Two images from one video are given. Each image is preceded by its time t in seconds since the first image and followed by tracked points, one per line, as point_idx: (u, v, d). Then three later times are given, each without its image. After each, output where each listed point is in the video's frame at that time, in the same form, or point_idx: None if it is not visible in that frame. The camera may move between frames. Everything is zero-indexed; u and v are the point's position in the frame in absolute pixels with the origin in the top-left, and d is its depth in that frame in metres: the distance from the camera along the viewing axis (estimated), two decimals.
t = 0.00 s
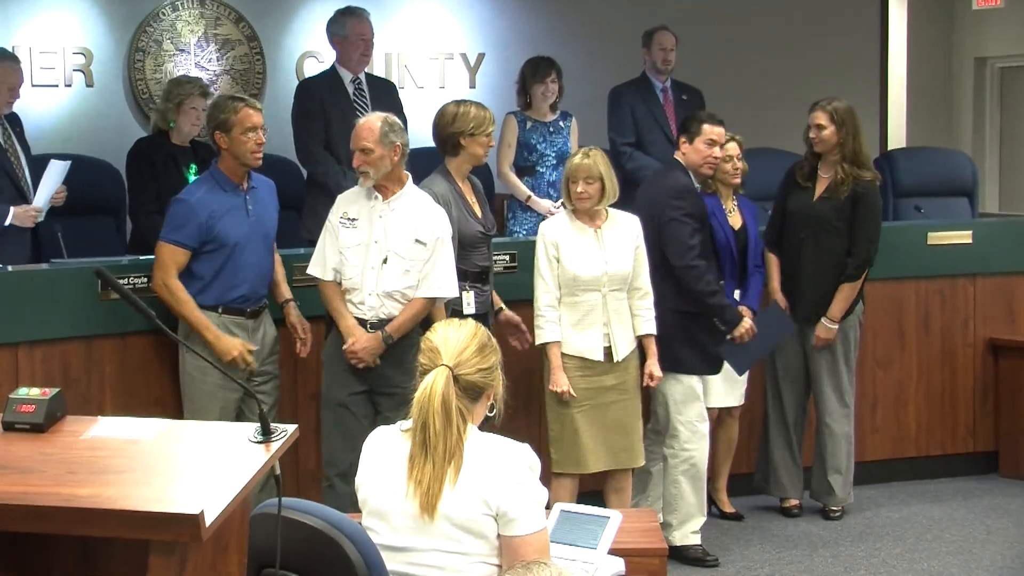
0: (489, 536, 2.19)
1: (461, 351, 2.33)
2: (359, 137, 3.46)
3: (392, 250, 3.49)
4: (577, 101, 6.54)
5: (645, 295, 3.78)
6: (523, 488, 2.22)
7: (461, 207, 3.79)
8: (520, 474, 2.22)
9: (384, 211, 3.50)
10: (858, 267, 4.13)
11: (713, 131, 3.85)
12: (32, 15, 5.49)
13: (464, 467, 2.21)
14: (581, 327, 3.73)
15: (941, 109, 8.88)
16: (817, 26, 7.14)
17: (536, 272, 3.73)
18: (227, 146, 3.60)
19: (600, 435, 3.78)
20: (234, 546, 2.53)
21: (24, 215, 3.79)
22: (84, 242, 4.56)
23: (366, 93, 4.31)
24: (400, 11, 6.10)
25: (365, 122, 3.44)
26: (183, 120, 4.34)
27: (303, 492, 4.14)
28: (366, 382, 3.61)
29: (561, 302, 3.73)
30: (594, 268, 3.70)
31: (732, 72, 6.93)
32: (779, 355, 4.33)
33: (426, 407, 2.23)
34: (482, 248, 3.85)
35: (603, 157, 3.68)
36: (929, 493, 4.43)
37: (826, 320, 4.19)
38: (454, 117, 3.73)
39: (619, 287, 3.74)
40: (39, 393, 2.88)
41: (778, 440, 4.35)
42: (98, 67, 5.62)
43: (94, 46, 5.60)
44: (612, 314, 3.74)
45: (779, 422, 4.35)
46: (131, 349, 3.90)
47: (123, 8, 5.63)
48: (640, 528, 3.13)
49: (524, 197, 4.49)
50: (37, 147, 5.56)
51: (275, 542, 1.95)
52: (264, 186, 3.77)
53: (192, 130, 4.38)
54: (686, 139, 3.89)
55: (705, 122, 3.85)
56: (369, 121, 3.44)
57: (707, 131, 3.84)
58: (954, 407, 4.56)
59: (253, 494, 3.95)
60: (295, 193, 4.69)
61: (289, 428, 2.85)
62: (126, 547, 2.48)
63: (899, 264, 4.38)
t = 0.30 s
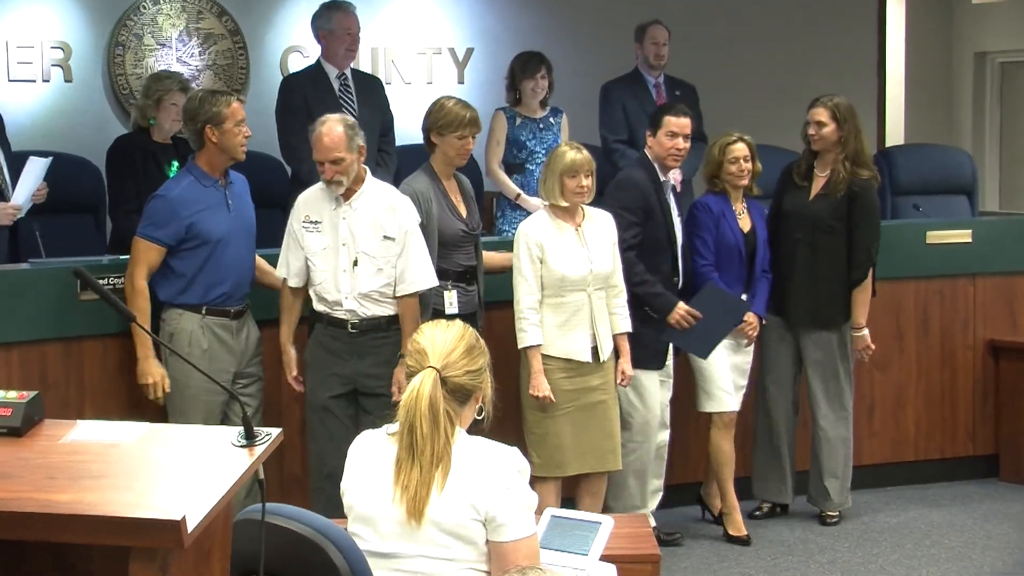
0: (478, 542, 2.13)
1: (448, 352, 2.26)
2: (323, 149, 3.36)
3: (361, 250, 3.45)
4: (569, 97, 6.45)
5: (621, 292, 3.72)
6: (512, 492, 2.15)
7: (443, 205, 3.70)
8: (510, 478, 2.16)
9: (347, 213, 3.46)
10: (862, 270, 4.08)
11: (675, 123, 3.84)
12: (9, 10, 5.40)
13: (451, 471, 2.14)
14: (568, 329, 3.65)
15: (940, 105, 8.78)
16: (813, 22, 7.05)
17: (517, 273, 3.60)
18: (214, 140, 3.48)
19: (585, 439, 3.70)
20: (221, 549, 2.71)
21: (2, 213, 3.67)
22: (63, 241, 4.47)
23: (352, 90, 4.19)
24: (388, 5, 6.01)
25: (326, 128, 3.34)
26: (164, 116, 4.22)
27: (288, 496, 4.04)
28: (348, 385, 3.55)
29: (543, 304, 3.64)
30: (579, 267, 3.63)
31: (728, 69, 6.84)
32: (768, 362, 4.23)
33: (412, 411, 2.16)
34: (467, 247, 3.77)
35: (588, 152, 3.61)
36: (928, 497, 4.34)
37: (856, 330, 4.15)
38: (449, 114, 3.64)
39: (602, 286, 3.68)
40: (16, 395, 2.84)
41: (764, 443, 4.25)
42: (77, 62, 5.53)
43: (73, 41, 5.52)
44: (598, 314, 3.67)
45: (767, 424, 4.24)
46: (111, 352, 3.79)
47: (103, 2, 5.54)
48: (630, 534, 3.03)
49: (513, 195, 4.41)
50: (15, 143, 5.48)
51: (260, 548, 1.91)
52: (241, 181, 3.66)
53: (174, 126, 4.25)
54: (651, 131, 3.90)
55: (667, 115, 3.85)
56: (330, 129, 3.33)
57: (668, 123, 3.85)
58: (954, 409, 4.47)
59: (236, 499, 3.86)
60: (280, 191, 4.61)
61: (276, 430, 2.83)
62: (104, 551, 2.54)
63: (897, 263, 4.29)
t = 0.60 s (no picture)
0: (470, 550, 2.03)
1: (440, 356, 2.17)
2: (304, 151, 3.30)
3: (341, 252, 3.40)
4: (564, 95, 6.36)
5: (618, 291, 3.67)
6: (506, 499, 2.06)
7: (434, 205, 3.61)
8: (503, 484, 2.07)
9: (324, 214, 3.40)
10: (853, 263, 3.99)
11: (632, 120, 3.72)
12: None
13: (444, 476, 2.05)
14: (557, 329, 3.56)
15: (942, 102, 8.69)
16: (812, 18, 6.96)
17: (506, 276, 3.53)
18: (202, 137, 3.38)
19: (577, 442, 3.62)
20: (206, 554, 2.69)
21: None
22: (46, 242, 4.39)
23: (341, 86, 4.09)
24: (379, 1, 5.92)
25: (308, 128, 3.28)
26: (144, 113, 4.14)
27: (276, 503, 3.95)
28: (330, 390, 3.49)
29: (532, 304, 3.55)
30: (568, 267, 3.54)
31: (726, 66, 6.75)
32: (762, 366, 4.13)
33: (404, 418, 2.07)
34: (459, 249, 3.67)
35: (578, 150, 3.54)
36: (931, 504, 4.25)
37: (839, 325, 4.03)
38: (444, 115, 3.54)
39: (593, 286, 3.59)
40: None
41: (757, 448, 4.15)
42: (59, 59, 5.44)
43: (55, 37, 5.43)
44: (588, 315, 3.59)
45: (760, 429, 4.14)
46: (94, 355, 3.69)
47: None
48: (626, 542, 2.94)
49: (506, 194, 4.33)
50: None
51: (247, 555, 1.86)
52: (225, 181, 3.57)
53: (155, 123, 4.16)
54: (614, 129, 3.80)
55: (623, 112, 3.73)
56: (315, 127, 3.28)
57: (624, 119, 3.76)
58: (958, 414, 4.38)
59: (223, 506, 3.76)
60: (268, 190, 4.52)
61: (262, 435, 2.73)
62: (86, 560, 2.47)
63: (898, 264, 4.20)
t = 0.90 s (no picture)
0: (462, 557, 1.95)
1: (431, 359, 2.07)
2: (309, 142, 3.26)
3: (331, 251, 3.32)
4: (558, 92, 6.26)
5: (600, 294, 3.60)
6: (500, 506, 1.97)
7: (430, 205, 3.52)
8: (496, 491, 1.98)
9: (317, 212, 3.33)
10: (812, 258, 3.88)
11: (592, 119, 3.71)
12: None
13: (434, 484, 1.96)
14: (540, 331, 3.49)
15: (944, 99, 8.59)
16: (811, 14, 6.87)
17: (489, 277, 3.46)
18: (187, 137, 3.29)
19: (563, 446, 3.55)
20: (188, 568, 2.63)
21: None
22: (27, 242, 4.29)
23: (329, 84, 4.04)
24: None
25: (314, 118, 3.24)
26: (126, 110, 4.06)
27: (264, 509, 3.86)
28: (313, 394, 3.41)
29: (515, 305, 3.48)
30: (553, 268, 3.47)
31: (723, 63, 6.66)
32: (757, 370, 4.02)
33: (394, 421, 1.98)
34: (454, 251, 3.58)
35: (562, 147, 3.49)
36: (933, 510, 4.16)
37: (795, 322, 3.91)
38: (436, 114, 3.46)
39: (577, 287, 3.53)
40: None
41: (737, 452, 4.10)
42: (40, 55, 5.34)
43: (35, 33, 5.33)
44: (572, 317, 3.52)
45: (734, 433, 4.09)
46: (77, 356, 3.60)
47: None
48: (620, 549, 2.82)
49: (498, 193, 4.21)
50: None
51: (233, 562, 1.79)
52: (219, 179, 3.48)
53: (137, 119, 4.09)
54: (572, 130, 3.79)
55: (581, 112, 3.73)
56: (321, 118, 3.24)
57: (585, 120, 3.72)
58: (961, 420, 4.29)
59: (207, 514, 3.66)
60: (255, 189, 4.43)
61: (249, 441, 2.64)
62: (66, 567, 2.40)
63: (898, 265, 4.12)
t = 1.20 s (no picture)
0: (452, 565, 1.86)
1: (421, 362, 2.00)
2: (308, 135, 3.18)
3: (318, 252, 3.24)
4: (551, 89, 6.18)
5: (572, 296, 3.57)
6: (490, 512, 1.89)
7: (424, 204, 3.43)
8: (486, 496, 1.90)
9: (307, 212, 3.24)
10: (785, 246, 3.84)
11: (578, 115, 3.63)
12: None
13: (424, 490, 1.88)
14: (517, 334, 3.45)
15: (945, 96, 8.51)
16: (809, 11, 6.78)
17: (466, 276, 3.40)
18: (176, 135, 3.20)
19: (546, 449, 3.50)
20: None
21: None
22: (8, 242, 4.20)
23: (316, 80, 3.97)
24: None
25: (314, 110, 3.18)
26: (116, 104, 3.98)
27: (250, 516, 3.76)
28: (297, 393, 3.32)
29: (493, 306, 3.44)
30: (533, 268, 3.44)
31: (720, 60, 6.57)
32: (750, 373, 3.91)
33: (384, 424, 1.90)
34: (444, 251, 3.50)
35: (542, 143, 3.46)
36: (935, 516, 4.08)
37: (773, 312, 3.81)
38: (427, 108, 3.38)
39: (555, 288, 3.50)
40: None
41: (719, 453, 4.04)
42: (20, 51, 5.25)
43: (16, 28, 5.24)
44: (549, 318, 3.49)
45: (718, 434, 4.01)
46: (59, 358, 3.50)
47: None
48: (617, 556, 2.73)
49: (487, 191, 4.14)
50: None
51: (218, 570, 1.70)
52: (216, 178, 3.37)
53: (127, 115, 4.02)
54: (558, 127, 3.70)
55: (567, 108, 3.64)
56: (322, 111, 3.18)
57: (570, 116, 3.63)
58: (963, 423, 4.20)
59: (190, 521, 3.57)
60: (241, 188, 4.34)
61: (235, 446, 2.55)
62: None
63: (898, 265, 4.03)
